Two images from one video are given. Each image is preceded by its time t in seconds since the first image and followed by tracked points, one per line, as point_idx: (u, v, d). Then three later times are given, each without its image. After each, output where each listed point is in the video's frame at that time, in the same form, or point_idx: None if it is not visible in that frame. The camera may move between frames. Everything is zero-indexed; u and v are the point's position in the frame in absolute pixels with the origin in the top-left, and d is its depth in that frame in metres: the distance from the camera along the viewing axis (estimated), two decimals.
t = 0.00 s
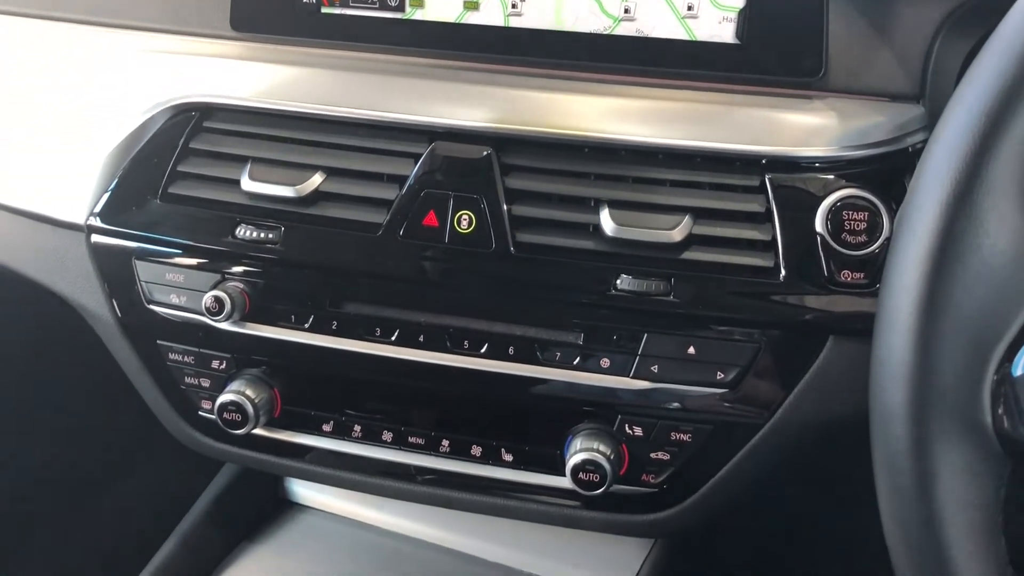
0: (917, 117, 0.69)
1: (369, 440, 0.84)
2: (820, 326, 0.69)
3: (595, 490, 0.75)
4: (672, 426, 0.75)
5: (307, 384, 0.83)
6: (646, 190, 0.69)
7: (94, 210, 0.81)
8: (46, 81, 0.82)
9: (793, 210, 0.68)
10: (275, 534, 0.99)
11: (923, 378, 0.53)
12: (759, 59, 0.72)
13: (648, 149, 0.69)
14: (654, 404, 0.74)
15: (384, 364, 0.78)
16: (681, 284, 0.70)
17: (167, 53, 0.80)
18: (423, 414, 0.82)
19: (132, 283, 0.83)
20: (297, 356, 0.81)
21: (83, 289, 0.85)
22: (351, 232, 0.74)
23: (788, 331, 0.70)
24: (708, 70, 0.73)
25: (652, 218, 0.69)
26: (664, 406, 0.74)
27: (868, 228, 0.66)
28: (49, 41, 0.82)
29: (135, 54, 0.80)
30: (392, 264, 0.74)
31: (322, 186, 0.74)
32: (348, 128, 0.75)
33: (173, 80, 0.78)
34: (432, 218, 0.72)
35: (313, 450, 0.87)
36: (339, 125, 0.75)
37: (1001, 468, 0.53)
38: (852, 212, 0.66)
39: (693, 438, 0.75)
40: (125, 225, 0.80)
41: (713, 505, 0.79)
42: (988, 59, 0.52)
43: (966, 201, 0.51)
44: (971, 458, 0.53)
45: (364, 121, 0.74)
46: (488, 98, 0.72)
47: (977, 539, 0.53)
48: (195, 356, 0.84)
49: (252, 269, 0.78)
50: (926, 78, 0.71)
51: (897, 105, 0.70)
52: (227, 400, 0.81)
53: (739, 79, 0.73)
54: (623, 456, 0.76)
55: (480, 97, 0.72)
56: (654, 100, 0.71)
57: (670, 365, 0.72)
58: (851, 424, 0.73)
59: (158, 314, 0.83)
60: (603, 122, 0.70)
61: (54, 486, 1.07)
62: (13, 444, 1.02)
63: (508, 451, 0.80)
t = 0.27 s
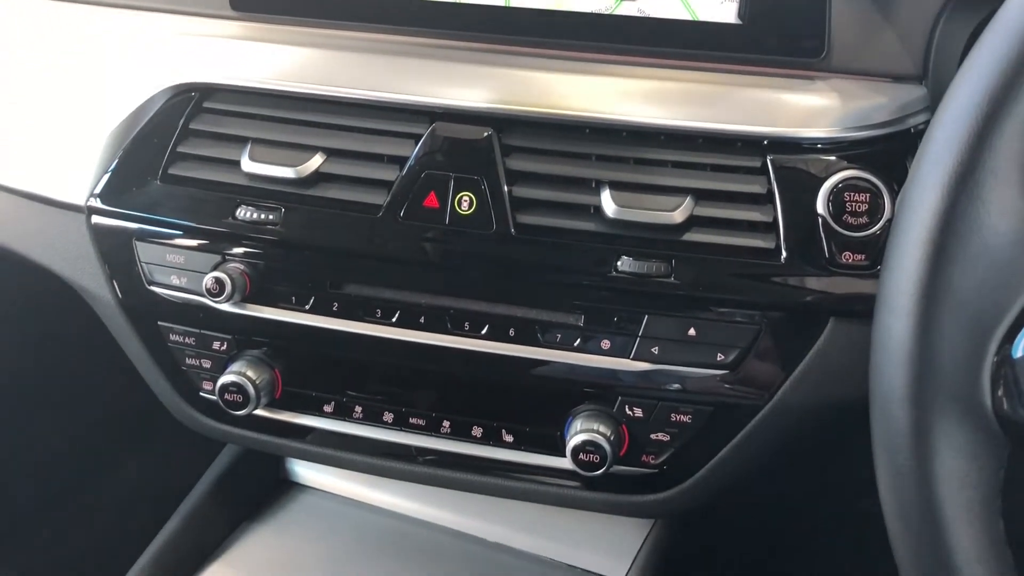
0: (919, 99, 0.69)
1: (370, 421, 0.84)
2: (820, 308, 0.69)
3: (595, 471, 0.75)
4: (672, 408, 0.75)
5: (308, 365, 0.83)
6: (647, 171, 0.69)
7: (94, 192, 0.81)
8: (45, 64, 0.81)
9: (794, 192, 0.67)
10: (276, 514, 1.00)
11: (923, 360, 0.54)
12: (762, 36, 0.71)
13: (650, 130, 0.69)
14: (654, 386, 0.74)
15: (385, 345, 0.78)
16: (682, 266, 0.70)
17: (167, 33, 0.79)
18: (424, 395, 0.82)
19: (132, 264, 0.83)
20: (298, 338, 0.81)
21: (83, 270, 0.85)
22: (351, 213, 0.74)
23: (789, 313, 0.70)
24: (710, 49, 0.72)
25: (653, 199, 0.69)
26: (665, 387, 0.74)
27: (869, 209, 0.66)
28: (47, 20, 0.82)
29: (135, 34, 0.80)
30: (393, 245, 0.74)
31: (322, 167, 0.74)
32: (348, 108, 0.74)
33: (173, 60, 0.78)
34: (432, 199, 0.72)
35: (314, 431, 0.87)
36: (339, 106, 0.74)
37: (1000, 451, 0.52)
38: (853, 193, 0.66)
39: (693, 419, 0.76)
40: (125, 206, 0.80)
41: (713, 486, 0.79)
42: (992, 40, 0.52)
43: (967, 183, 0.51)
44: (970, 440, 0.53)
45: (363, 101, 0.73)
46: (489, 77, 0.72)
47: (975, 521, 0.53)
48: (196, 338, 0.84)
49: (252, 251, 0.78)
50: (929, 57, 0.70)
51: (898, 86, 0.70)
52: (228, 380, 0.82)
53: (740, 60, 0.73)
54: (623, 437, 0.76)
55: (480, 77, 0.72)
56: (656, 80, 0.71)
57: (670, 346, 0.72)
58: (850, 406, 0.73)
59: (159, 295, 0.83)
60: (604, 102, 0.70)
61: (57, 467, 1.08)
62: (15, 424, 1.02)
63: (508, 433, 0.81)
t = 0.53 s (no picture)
0: (923, 77, 0.68)
1: (371, 400, 0.84)
2: (821, 288, 0.69)
3: (595, 450, 0.76)
4: (672, 387, 0.75)
5: (308, 345, 0.83)
6: (648, 150, 0.69)
7: (93, 170, 0.81)
8: (44, 34, 0.81)
9: (796, 171, 0.67)
10: (278, 492, 1.00)
11: (925, 338, 0.54)
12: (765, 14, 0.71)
13: (652, 109, 0.69)
14: (655, 365, 0.74)
15: (386, 324, 0.78)
16: (683, 245, 0.69)
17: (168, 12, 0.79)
18: (425, 374, 0.82)
19: (133, 243, 0.83)
20: (299, 317, 0.81)
21: (83, 249, 0.85)
22: (351, 192, 0.74)
23: (790, 292, 0.70)
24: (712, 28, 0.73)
25: (654, 179, 0.68)
26: (665, 366, 0.74)
27: (871, 188, 0.65)
28: None
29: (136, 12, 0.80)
30: (393, 225, 0.74)
31: (322, 146, 0.74)
32: (348, 86, 0.74)
33: (174, 39, 0.78)
34: (432, 178, 0.72)
35: (315, 410, 0.87)
36: (339, 83, 0.74)
37: (999, 429, 0.53)
38: (856, 172, 0.65)
39: (694, 398, 0.76)
40: (125, 184, 0.80)
41: (713, 465, 0.79)
42: (999, 17, 0.51)
43: (971, 161, 0.51)
44: (970, 419, 0.53)
45: (363, 78, 0.73)
46: (490, 55, 0.72)
47: (974, 500, 0.53)
48: (197, 317, 0.85)
49: (253, 230, 0.78)
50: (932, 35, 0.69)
51: (902, 64, 0.69)
52: (230, 359, 0.82)
53: (742, 38, 0.73)
54: (624, 416, 0.77)
55: (481, 54, 0.72)
56: (656, 57, 0.71)
57: (671, 326, 0.72)
58: (850, 385, 0.74)
59: (160, 274, 0.83)
60: (605, 80, 0.69)
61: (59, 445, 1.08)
62: (18, 403, 1.03)
63: (509, 412, 0.81)
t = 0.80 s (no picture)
0: (928, 55, 0.68)
1: (373, 380, 0.84)
2: (823, 267, 0.69)
3: (596, 429, 0.76)
4: (673, 366, 0.75)
5: (309, 324, 0.83)
6: (650, 129, 0.69)
7: (94, 149, 0.80)
8: (43, 13, 0.80)
9: (799, 150, 0.67)
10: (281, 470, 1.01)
11: (926, 317, 0.54)
12: None
13: (654, 87, 0.68)
14: (656, 344, 0.74)
15: (388, 304, 0.78)
16: (685, 225, 0.69)
17: None
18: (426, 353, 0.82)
19: (133, 222, 0.82)
20: (300, 296, 0.81)
21: (84, 228, 0.85)
22: (352, 171, 0.74)
23: (792, 272, 0.70)
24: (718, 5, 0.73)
25: (656, 158, 0.68)
26: (666, 346, 0.74)
27: (874, 167, 0.65)
28: None
29: None
30: (394, 204, 0.73)
31: (322, 124, 0.73)
32: (348, 64, 0.73)
33: (171, 15, 0.77)
34: (433, 157, 0.71)
35: (317, 389, 0.87)
36: (339, 61, 0.73)
37: (1000, 408, 0.53)
38: (859, 151, 0.65)
39: (695, 378, 0.76)
40: (125, 164, 0.79)
41: (713, 444, 0.80)
42: None
43: (974, 139, 0.51)
44: (971, 397, 0.53)
45: (363, 56, 0.72)
46: (491, 31, 0.71)
47: (974, 478, 0.53)
48: (198, 297, 0.85)
49: (253, 209, 0.78)
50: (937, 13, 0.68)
51: (906, 42, 0.69)
52: (231, 339, 0.82)
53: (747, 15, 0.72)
54: (624, 395, 0.77)
55: (482, 32, 0.71)
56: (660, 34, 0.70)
57: (672, 306, 0.72)
58: (851, 365, 0.74)
59: (160, 253, 0.83)
60: (607, 58, 0.69)
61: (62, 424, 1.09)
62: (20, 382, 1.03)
63: (510, 391, 0.81)
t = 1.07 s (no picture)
0: (931, 34, 0.67)
1: (373, 360, 0.85)
2: (824, 247, 0.69)
3: (596, 409, 0.76)
4: (673, 347, 0.76)
5: (310, 304, 0.84)
6: (651, 108, 0.68)
7: (93, 128, 0.80)
8: None
9: (800, 130, 0.66)
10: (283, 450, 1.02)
11: (926, 297, 0.54)
12: None
13: (656, 66, 0.68)
14: (656, 325, 0.74)
15: (388, 284, 0.78)
16: (686, 205, 0.69)
17: None
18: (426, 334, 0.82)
19: (133, 202, 0.82)
20: (300, 276, 0.81)
21: (84, 208, 0.85)
22: (351, 151, 0.73)
23: (793, 252, 0.70)
24: None
25: (657, 137, 0.68)
26: (666, 326, 0.74)
27: (875, 147, 0.65)
28: None
29: None
30: (394, 183, 0.73)
31: (322, 104, 0.73)
32: (348, 42, 0.73)
33: None
34: (433, 136, 0.71)
35: (318, 369, 0.88)
36: (338, 39, 0.73)
37: (1000, 388, 0.53)
38: (861, 131, 0.65)
39: (695, 358, 0.76)
40: (124, 143, 0.79)
41: (713, 424, 0.80)
42: None
43: (976, 118, 0.50)
44: (971, 377, 0.53)
45: (363, 35, 0.72)
46: (492, 11, 0.71)
47: (973, 457, 0.53)
48: (198, 276, 0.85)
49: (254, 188, 0.78)
50: None
51: (909, 21, 0.68)
52: (232, 319, 0.82)
53: None
54: (624, 375, 0.77)
55: (483, 10, 0.71)
56: (661, 13, 0.70)
57: (672, 286, 0.73)
58: (851, 345, 0.74)
59: (160, 233, 0.83)
60: (608, 36, 0.68)
61: (63, 403, 1.09)
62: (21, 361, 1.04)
63: (511, 371, 0.81)
